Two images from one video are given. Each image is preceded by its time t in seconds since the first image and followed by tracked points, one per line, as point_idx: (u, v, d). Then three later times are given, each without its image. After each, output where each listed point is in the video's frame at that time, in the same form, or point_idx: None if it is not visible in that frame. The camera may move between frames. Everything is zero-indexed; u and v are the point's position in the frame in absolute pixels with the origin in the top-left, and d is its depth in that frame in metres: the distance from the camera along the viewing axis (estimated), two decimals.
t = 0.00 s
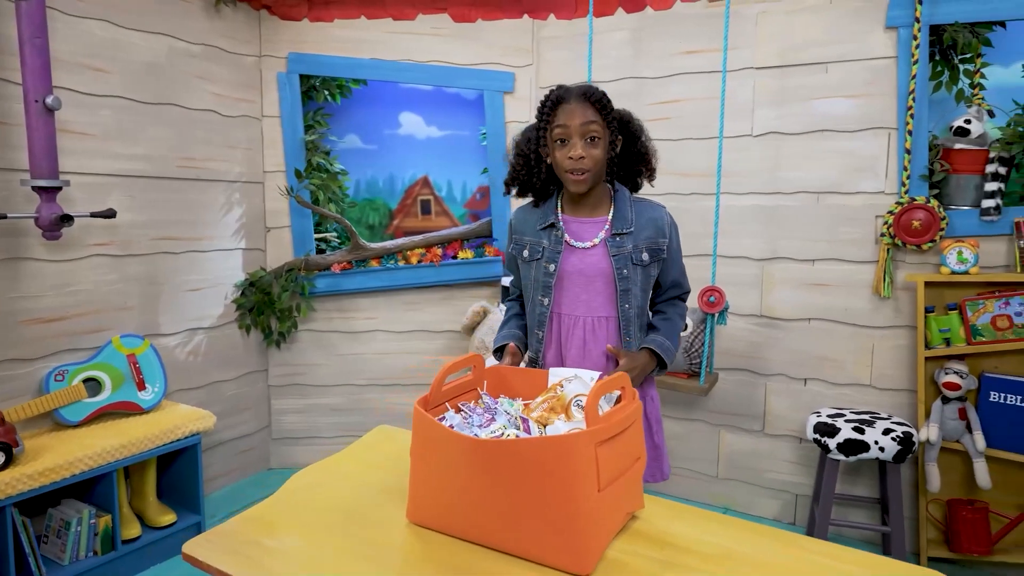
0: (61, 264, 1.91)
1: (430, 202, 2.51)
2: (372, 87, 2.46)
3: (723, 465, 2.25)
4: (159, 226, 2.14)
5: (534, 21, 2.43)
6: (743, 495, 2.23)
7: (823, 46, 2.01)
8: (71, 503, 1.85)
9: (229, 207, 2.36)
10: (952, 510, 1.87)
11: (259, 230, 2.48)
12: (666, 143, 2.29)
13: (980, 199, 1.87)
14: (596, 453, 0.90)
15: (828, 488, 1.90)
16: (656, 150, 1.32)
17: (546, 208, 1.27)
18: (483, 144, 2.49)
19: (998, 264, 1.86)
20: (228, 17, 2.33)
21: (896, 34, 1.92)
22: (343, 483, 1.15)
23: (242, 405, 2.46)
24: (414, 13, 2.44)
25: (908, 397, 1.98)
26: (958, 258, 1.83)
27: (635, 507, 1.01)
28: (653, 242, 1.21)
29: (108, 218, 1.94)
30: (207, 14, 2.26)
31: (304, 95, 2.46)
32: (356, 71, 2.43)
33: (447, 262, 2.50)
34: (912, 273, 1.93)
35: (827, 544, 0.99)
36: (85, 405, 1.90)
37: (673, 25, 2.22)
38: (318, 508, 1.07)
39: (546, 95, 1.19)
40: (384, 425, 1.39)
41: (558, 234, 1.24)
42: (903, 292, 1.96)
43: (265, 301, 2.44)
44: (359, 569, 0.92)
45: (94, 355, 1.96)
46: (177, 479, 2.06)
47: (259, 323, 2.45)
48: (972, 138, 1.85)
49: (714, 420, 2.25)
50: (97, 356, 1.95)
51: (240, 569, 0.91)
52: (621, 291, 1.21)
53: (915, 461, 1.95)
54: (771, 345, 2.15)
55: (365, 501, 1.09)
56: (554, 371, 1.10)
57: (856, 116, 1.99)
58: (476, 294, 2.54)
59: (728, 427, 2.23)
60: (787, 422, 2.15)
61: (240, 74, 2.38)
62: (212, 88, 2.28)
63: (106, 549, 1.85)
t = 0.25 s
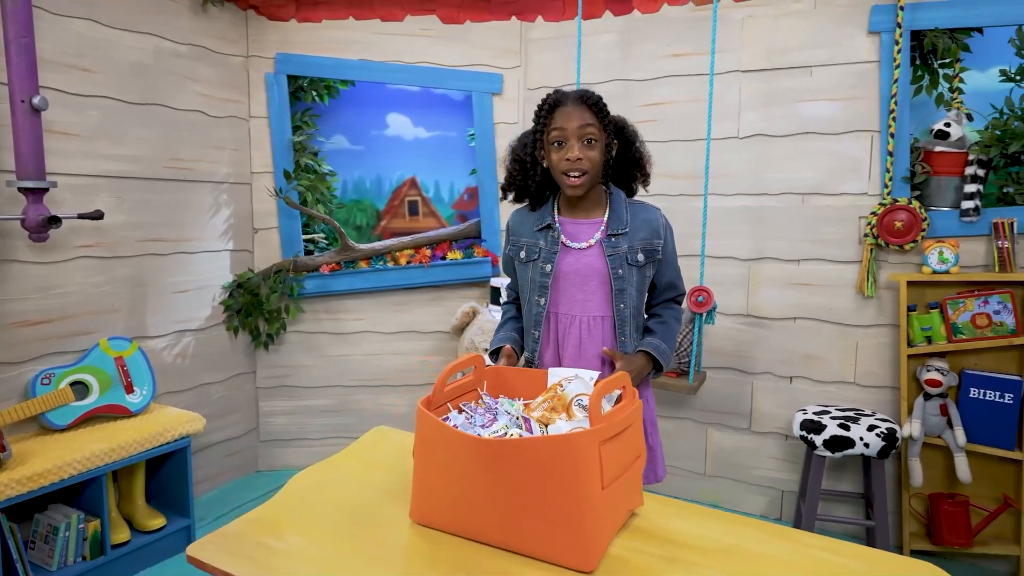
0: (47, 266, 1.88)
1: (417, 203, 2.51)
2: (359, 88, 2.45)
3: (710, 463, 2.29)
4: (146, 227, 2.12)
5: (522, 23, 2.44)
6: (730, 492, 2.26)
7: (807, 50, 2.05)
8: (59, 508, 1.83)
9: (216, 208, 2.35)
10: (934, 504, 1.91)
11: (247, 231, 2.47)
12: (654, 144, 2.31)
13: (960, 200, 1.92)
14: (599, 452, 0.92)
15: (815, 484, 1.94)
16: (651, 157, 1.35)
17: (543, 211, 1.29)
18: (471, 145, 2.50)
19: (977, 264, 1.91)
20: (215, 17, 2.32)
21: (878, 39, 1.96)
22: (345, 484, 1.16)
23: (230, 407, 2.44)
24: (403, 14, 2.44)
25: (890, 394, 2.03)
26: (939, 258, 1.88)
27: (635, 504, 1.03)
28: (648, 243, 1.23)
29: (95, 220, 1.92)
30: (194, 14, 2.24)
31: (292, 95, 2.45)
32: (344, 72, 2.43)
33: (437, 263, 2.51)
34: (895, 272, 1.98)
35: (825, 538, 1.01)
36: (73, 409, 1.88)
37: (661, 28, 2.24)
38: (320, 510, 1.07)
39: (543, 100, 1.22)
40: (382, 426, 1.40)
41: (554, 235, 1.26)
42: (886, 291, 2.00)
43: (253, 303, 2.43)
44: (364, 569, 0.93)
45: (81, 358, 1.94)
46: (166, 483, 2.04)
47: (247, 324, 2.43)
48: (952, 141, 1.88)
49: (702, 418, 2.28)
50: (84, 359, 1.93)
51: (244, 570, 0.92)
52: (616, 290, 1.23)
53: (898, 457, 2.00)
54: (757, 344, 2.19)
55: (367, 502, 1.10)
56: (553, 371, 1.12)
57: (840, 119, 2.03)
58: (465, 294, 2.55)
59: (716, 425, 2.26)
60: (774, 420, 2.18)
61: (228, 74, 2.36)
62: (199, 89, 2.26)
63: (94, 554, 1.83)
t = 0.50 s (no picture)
0: (31, 268, 1.85)
1: (404, 203, 2.51)
2: (346, 88, 2.45)
3: (698, 461, 2.31)
4: (132, 228, 2.10)
5: (510, 24, 2.46)
6: (718, 489, 2.29)
7: (792, 54, 2.08)
8: (45, 514, 1.81)
9: (203, 209, 2.33)
10: (916, 498, 1.96)
11: (233, 232, 2.45)
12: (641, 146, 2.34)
13: (940, 201, 1.96)
14: (602, 450, 0.93)
15: (801, 480, 1.98)
16: (647, 167, 1.38)
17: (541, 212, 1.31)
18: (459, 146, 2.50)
19: (957, 263, 1.95)
20: (200, 16, 2.30)
21: (861, 43, 2.00)
22: (346, 485, 1.17)
23: (217, 410, 2.42)
24: (390, 15, 2.44)
25: (874, 391, 2.07)
26: (921, 258, 1.92)
27: (635, 502, 1.04)
28: (644, 242, 1.25)
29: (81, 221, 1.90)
30: (180, 12, 2.22)
31: (278, 95, 2.44)
32: (331, 72, 2.42)
33: (425, 264, 2.51)
34: (878, 272, 2.02)
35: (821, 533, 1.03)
36: (59, 413, 1.85)
37: (648, 30, 2.27)
38: (321, 512, 1.07)
39: (543, 101, 1.25)
40: (377, 428, 1.40)
41: (552, 235, 1.28)
42: (870, 290, 2.04)
43: (240, 304, 2.41)
44: (369, 569, 0.93)
45: (67, 361, 1.91)
46: (154, 487, 2.02)
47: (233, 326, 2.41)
48: (933, 143, 1.94)
49: (690, 416, 2.31)
50: (69, 362, 1.90)
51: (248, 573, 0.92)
52: (613, 290, 1.25)
53: (882, 453, 2.04)
54: (744, 343, 2.22)
55: (367, 504, 1.10)
56: (552, 371, 1.13)
57: (824, 121, 2.06)
58: (453, 295, 2.56)
59: (703, 423, 2.29)
60: (761, 417, 2.22)
61: (214, 73, 2.34)
62: (185, 88, 2.24)
63: (82, 560, 1.80)
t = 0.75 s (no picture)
0: (15, 269, 1.82)
1: (391, 203, 2.51)
2: (334, 88, 2.44)
3: (686, 458, 2.34)
4: (118, 229, 2.07)
5: (498, 24, 2.46)
6: (706, 486, 2.32)
7: (777, 56, 2.11)
8: (31, 520, 1.77)
9: (189, 209, 2.30)
10: (901, 492, 1.99)
11: (220, 233, 2.42)
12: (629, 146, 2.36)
13: (923, 201, 2.00)
14: (610, 448, 0.94)
15: (790, 476, 2.01)
16: (650, 173, 1.42)
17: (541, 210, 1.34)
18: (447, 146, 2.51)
19: (939, 263, 1.99)
20: (186, 14, 2.27)
21: (846, 46, 2.04)
22: (347, 484, 1.16)
23: (204, 412, 2.40)
24: (378, 14, 2.43)
25: (859, 388, 2.11)
26: (905, 256, 1.96)
27: (638, 500, 1.06)
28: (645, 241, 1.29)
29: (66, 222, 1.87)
30: (165, 10, 2.19)
31: (265, 95, 2.42)
32: (319, 72, 2.41)
33: (414, 264, 2.50)
34: (863, 271, 2.05)
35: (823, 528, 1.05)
36: (44, 417, 1.82)
37: (635, 32, 2.29)
38: (326, 514, 1.07)
39: (545, 100, 1.31)
40: (374, 430, 1.38)
41: (551, 233, 1.31)
42: (855, 289, 2.08)
43: (227, 306, 2.38)
44: (378, 569, 0.93)
45: (52, 364, 1.87)
46: (142, 491, 2.00)
47: (220, 327, 2.39)
48: (916, 144, 1.98)
49: (678, 414, 2.34)
50: (55, 366, 1.86)
51: None
52: (614, 289, 1.28)
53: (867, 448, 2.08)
54: (732, 341, 2.24)
55: (371, 505, 1.10)
56: (553, 370, 1.14)
57: (810, 123, 2.10)
58: (442, 295, 2.56)
59: (692, 421, 2.32)
60: (748, 415, 2.24)
61: (200, 72, 2.32)
62: (170, 87, 2.22)
63: (69, 566, 1.77)
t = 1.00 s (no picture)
0: None
1: (379, 202, 2.50)
2: (323, 86, 2.43)
3: (677, 456, 2.36)
4: (104, 228, 2.04)
5: (488, 23, 2.46)
6: (696, 483, 2.34)
7: (766, 57, 2.14)
8: (17, 525, 1.74)
9: (176, 208, 2.27)
10: (889, 487, 2.03)
11: (208, 232, 2.39)
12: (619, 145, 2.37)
13: (909, 200, 2.04)
14: (619, 444, 0.95)
15: (780, 472, 2.03)
16: (651, 171, 1.50)
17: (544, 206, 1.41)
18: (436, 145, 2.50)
19: (925, 260, 2.03)
20: (172, 10, 2.24)
21: (833, 47, 2.07)
22: (350, 485, 1.16)
23: (191, 414, 2.37)
24: (368, 12, 2.42)
25: (847, 384, 2.14)
26: (892, 254, 1.99)
27: (643, 497, 1.06)
28: (649, 237, 1.36)
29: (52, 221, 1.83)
30: (151, 6, 2.16)
31: (253, 92, 2.39)
32: (307, 70, 2.39)
33: (404, 263, 2.49)
34: (851, 268, 2.08)
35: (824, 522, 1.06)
36: (29, 420, 1.78)
37: (625, 32, 2.30)
38: (330, 514, 1.06)
39: (549, 97, 1.36)
40: (373, 430, 1.37)
41: (553, 230, 1.38)
42: (843, 287, 2.11)
43: (215, 306, 2.35)
44: (387, 569, 0.93)
45: (38, 365, 1.83)
46: (131, 494, 1.97)
47: (208, 328, 2.36)
48: (901, 144, 2.01)
49: (669, 412, 2.35)
50: (40, 367, 1.82)
51: None
52: (621, 283, 1.34)
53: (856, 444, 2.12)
54: (721, 339, 2.26)
55: (375, 505, 1.09)
56: (556, 367, 1.15)
57: (798, 123, 2.12)
58: (432, 294, 2.55)
59: (682, 419, 2.34)
60: (738, 412, 2.27)
61: (186, 69, 2.29)
62: (157, 84, 2.18)
63: (57, 571, 1.73)
